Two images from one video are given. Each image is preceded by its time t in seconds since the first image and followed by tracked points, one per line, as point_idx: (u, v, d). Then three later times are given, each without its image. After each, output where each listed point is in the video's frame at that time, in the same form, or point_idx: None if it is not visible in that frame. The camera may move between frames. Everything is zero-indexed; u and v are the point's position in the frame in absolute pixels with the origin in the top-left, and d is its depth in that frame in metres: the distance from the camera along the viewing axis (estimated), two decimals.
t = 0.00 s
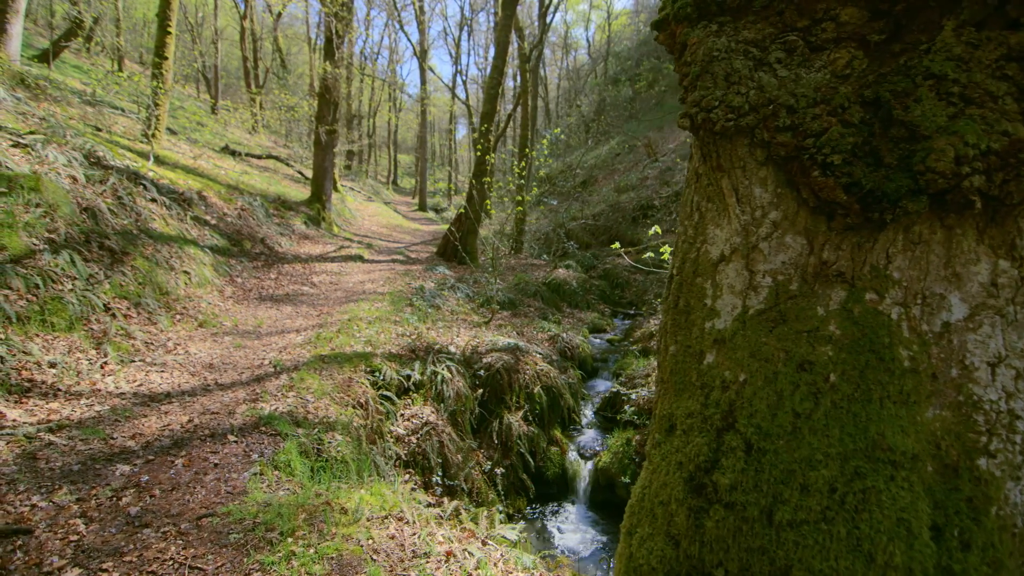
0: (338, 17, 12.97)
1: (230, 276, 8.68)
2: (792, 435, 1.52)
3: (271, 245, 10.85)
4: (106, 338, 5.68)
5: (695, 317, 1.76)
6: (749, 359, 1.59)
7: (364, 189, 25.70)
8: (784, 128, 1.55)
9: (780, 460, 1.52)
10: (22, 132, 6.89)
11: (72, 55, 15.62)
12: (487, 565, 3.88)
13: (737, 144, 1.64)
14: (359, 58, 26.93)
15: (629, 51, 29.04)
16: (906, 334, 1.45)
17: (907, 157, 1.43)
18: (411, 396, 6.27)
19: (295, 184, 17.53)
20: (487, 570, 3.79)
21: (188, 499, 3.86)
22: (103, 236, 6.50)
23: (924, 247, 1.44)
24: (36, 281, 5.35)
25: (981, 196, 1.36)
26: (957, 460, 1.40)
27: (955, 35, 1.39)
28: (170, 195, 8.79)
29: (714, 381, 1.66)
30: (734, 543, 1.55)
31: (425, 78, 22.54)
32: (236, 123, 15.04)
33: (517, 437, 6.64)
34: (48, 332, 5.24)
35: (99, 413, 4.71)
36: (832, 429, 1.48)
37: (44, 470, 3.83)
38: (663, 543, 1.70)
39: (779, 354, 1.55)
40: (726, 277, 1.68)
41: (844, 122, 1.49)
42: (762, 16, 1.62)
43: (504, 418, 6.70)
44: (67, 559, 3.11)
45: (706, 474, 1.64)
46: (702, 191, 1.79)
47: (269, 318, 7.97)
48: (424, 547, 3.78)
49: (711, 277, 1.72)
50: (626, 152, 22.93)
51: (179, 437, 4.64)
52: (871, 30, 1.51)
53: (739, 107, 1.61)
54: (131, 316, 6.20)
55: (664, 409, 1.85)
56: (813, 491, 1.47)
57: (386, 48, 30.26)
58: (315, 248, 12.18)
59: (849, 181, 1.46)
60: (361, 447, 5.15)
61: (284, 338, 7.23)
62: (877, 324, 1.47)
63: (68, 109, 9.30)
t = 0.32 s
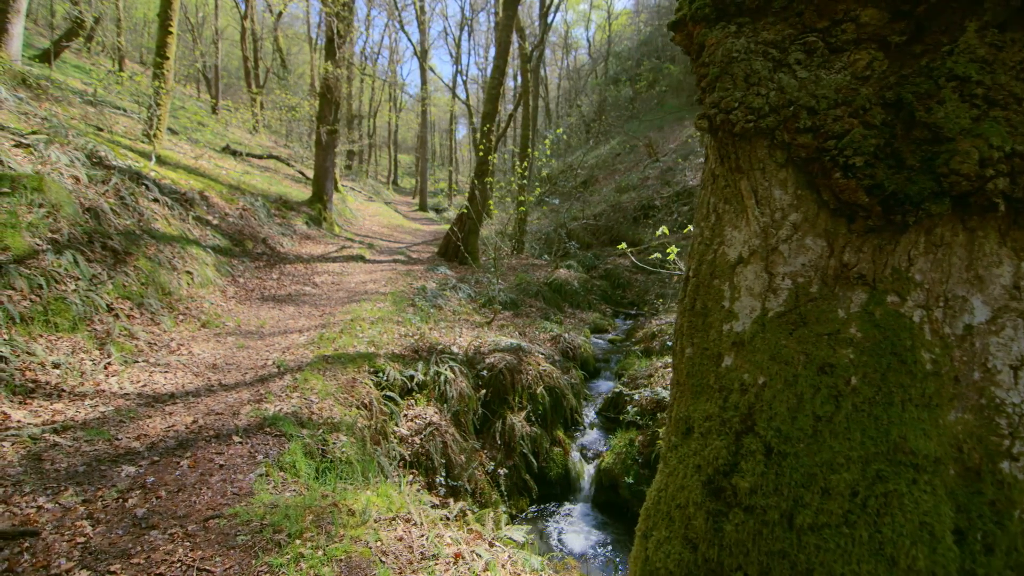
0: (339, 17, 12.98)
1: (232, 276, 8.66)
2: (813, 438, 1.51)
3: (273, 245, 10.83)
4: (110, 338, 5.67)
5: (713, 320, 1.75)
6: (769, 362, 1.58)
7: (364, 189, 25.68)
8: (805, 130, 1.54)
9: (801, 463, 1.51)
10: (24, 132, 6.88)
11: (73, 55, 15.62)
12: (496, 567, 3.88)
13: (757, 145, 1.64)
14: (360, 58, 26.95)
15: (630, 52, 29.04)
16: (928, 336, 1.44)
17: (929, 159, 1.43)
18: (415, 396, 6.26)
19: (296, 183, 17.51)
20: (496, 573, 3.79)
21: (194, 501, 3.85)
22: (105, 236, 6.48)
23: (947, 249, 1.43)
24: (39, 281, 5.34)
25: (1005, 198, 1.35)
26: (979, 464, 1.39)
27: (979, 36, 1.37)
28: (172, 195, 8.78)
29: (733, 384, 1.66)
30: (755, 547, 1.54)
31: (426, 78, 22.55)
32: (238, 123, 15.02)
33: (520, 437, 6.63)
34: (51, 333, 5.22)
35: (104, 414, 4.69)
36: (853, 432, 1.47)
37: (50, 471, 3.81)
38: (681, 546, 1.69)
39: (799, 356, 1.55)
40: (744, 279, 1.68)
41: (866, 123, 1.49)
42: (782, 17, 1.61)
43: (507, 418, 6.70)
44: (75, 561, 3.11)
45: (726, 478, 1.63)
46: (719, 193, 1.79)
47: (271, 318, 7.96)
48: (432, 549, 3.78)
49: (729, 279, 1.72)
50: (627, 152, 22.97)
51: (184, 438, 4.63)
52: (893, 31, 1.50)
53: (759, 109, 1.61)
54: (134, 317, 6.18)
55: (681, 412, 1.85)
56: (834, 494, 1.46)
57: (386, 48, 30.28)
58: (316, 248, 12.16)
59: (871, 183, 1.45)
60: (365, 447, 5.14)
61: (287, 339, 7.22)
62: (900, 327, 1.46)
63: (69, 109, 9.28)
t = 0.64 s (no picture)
0: (341, 17, 12.97)
1: (235, 276, 8.65)
2: (834, 441, 1.50)
3: (275, 245, 10.82)
4: (113, 339, 5.65)
5: (731, 322, 1.75)
6: (790, 365, 1.58)
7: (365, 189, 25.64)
8: (827, 132, 1.54)
9: (823, 467, 1.51)
10: (26, 132, 6.86)
11: (74, 55, 15.63)
12: (505, 569, 3.89)
13: (777, 147, 1.64)
14: (361, 58, 26.95)
15: (630, 52, 29.08)
16: (951, 340, 1.43)
17: (952, 162, 1.42)
18: (418, 397, 6.25)
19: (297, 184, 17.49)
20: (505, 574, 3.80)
21: (201, 502, 3.83)
22: (108, 236, 6.46)
23: (970, 251, 1.42)
24: (43, 282, 5.32)
25: None
26: (1002, 467, 1.38)
27: (1005, 38, 1.36)
28: (174, 195, 8.76)
29: (752, 387, 1.65)
30: (777, 551, 1.53)
31: (427, 78, 22.56)
32: (238, 123, 15.00)
33: (523, 438, 6.62)
34: (55, 333, 5.20)
35: (108, 415, 4.68)
36: (876, 436, 1.46)
37: (56, 472, 3.80)
38: (700, 550, 1.68)
39: (821, 359, 1.54)
40: (763, 281, 1.67)
41: (889, 125, 1.48)
42: (802, 18, 1.61)
43: (510, 418, 6.69)
44: (84, 563, 3.10)
45: (746, 481, 1.62)
46: (737, 194, 1.78)
47: (274, 319, 7.94)
48: (441, 551, 3.78)
49: (748, 281, 1.71)
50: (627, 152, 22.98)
51: (189, 439, 4.61)
52: (914, 33, 1.48)
53: (780, 111, 1.61)
54: (137, 317, 6.17)
55: (698, 415, 1.84)
56: (857, 498, 1.45)
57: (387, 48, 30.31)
58: (318, 248, 12.14)
59: (895, 185, 1.45)
60: (370, 448, 5.12)
61: (290, 339, 7.19)
62: (923, 330, 1.45)
63: (71, 109, 9.26)
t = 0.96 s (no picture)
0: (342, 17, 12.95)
1: (237, 276, 8.63)
2: (856, 445, 1.49)
3: (276, 245, 10.80)
4: (117, 339, 5.64)
5: (750, 324, 1.74)
6: (811, 367, 1.57)
7: (365, 189, 25.63)
8: (849, 133, 1.53)
9: (845, 470, 1.50)
10: (29, 132, 6.85)
11: (74, 54, 15.61)
12: (514, 570, 3.90)
13: (798, 148, 1.63)
14: (361, 58, 26.94)
15: (630, 52, 29.08)
16: (975, 342, 1.42)
17: (976, 163, 1.41)
18: (422, 397, 6.23)
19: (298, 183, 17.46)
20: None
21: (207, 504, 3.82)
22: (111, 237, 6.45)
23: (994, 254, 1.42)
24: (46, 283, 5.30)
25: None
26: None
27: None
28: (176, 195, 8.74)
29: (772, 389, 1.64)
30: (798, 555, 1.52)
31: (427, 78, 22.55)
32: (239, 123, 14.97)
33: (526, 438, 6.61)
34: (59, 334, 5.18)
35: (113, 415, 4.66)
36: (899, 439, 1.45)
37: (62, 474, 3.78)
38: (719, 554, 1.68)
39: (842, 362, 1.53)
40: (783, 283, 1.66)
41: (912, 127, 1.47)
42: (823, 19, 1.60)
43: (513, 419, 6.68)
44: (92, 566, 3.08)
45: (766, 484, 1.62)
46: (755, 196, 1.78)
47: (277, 319, 7.92)
48: (450, 553, 3.79)
49: (767, 283, 1.70)
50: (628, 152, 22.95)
51: (194, 439, 4.60)
52: (937, 34, 1.46)
53: (801, 112, 1.60)
54: (141, 318, 6.15)
55: (716, 418, 1.83)
56: (880, 502, 1.45)
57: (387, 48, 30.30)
58: (319, 248, 12.13)
59: (919, 187, 1.44)
60: (374, 449, 5.10)
61: (294, 340, 7.17)
62: (946, 333, 1.44)
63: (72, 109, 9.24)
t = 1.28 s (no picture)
0: (343, 17, 12.93)
1: (239, 277, 8.62)
2: (877, 448, 1.48)
3: (278, 245, 10.77)
4: (121, 340, 5.63)
5: (767, 327, 1.73)
6: (830, 370, 1.56)
7: (366, 189, 25.60)
8: (870, 134, 1.53)
9: (865, 473, 1.49)
10: (31, 132, 6.84)
11: (74, 53, 15.60)
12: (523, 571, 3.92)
13: (817, 150, 1.62)
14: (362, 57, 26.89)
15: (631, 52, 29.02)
16: (996, 346, 1.42)
17: (998, 165, 1.41)
18: (425, 398, 6.20)
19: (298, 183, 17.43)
20: None
21: (214, 505, 3.82)
22: (114, 237, 6.43)
23: (1016, 256, 1.41)
24: (49, 284, 5.28)
25: None
26: None
27: None
28: (178, 195, 8.73)
29: (789, 392, 1.64)
30: (818, 558, 1.52)
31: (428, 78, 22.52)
32: (240, 123, 14.95)
33: (529, 439, 6.60)
34: (62, 334, 5.17)
35: (118, 416, 4.66)
36: (921, 443, 1.44)
37: (67, 475, 3.77)
38: (736, 557, 1.67)
39: (863, 365, 1.52)
40: (801, 285, 1.65)
41: (934, 128, 1.47)
42: (842, 19, 1.59)
43: (516, 419, 6.67)
44: (99, 567, 3.07)
45: (785, 488, 1.61)
46: (772, 198, 1.77)
47: (279, 319, 7.90)
48: (459, 554, 3.80)
49: (785, 285, 1.69)
50: (629, 152, 22.94)
51: (199, 440, 4.59)
52: (958, 36, 1.45)
53: (821, 114, 1.59)
54: (144, 318, 6.14)
55: (732, 420, 1.82)
56: (901, 505, 1.44)
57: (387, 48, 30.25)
58: (321, 248, 12.11)
59: (940, 189, 1.44)
60: (378, 449, 5.09)
61: (297, 340, 7.16)
62: (967, 336, 1.44)
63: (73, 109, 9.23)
